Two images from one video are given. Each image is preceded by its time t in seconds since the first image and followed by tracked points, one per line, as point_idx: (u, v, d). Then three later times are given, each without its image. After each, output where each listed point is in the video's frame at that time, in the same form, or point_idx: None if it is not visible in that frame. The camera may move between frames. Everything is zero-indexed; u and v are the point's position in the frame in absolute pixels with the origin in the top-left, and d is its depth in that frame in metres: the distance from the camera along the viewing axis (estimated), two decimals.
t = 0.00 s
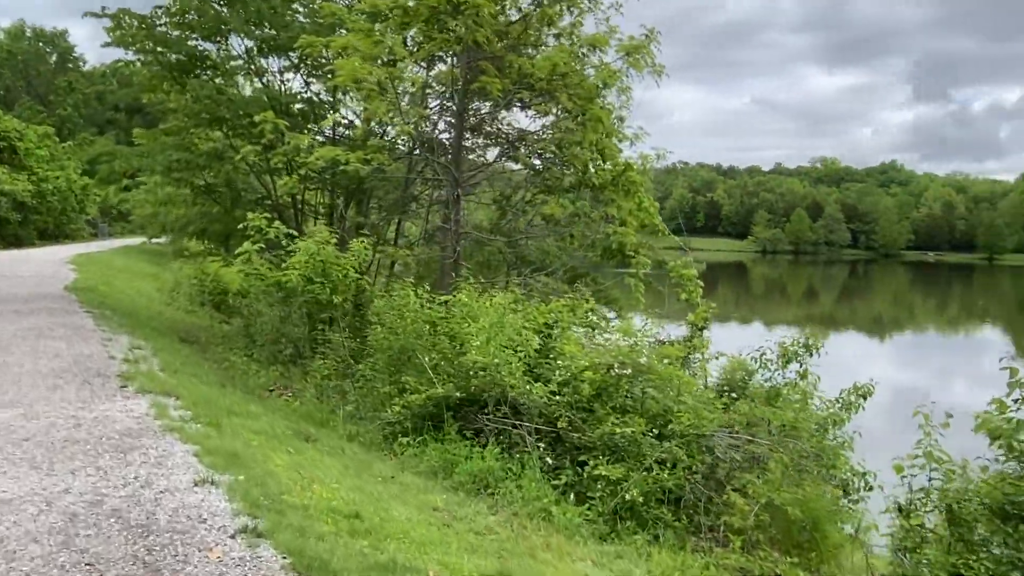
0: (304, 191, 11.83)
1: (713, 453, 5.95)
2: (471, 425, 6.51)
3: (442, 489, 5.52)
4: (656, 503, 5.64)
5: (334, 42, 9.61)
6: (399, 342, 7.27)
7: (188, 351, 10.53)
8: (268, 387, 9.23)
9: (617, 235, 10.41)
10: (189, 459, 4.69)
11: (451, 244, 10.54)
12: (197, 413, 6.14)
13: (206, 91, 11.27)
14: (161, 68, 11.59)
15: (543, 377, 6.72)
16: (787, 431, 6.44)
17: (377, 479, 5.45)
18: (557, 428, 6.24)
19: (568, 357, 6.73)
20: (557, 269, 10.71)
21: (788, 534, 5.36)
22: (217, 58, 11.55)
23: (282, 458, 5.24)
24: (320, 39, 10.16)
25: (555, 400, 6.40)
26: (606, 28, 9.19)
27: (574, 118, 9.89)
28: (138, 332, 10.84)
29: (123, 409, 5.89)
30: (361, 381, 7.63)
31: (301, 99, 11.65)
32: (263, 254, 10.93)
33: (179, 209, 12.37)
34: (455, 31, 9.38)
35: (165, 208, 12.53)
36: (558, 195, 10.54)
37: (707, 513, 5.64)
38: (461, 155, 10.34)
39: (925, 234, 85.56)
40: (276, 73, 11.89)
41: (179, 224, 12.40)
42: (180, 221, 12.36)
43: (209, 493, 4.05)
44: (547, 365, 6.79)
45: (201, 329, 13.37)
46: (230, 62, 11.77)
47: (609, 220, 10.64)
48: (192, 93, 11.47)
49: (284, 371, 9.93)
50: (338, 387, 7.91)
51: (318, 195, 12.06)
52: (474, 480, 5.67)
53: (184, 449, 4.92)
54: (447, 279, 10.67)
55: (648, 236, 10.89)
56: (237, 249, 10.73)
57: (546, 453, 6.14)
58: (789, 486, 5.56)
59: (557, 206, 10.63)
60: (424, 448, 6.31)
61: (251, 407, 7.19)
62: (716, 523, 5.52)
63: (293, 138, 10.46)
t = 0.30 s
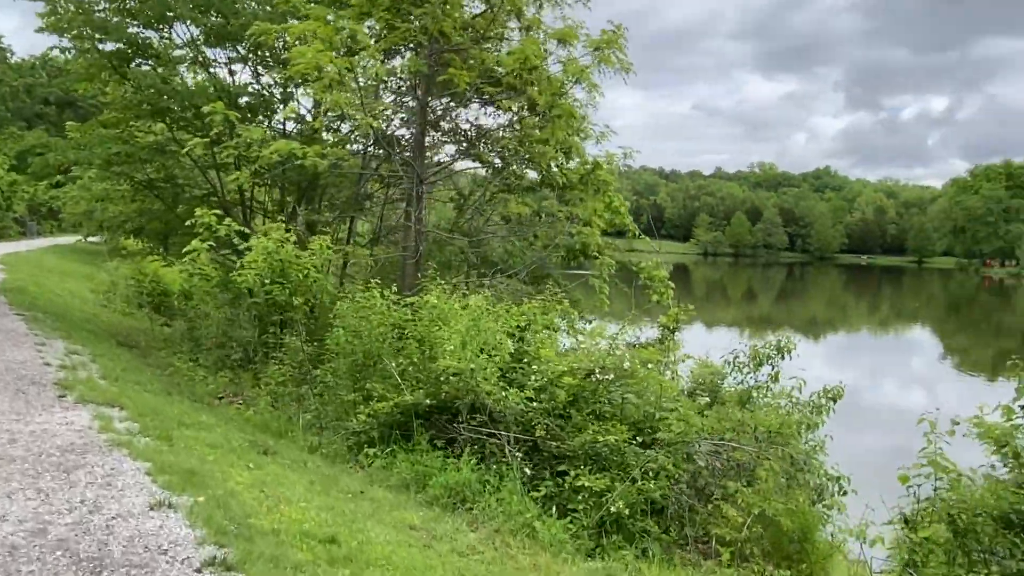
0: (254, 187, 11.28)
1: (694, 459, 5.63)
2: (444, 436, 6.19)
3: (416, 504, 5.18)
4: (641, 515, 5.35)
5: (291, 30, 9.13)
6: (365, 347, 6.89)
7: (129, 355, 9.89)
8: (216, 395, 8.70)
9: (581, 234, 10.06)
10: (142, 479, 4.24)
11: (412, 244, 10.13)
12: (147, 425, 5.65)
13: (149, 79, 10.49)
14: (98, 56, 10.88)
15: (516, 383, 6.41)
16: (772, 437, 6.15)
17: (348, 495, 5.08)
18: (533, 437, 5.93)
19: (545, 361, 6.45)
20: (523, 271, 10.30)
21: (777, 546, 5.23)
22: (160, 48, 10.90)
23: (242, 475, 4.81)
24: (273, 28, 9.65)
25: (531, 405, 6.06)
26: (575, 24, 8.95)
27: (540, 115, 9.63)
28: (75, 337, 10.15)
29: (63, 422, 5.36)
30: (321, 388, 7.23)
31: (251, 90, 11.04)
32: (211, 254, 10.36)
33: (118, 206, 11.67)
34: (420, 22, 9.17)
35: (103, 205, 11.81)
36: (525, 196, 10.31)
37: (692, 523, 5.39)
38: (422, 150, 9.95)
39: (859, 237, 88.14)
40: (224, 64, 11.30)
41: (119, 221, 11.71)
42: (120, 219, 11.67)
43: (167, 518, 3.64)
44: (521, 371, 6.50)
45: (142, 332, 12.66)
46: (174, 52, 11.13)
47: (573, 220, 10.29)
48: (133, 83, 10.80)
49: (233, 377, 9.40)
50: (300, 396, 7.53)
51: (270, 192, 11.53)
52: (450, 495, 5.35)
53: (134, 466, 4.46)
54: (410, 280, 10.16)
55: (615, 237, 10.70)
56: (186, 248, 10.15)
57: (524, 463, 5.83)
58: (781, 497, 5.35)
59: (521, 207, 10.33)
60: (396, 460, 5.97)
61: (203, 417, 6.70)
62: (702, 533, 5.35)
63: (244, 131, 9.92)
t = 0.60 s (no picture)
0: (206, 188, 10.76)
1: (683, 473, 5.28)
2: (424, 453, 5.88)
3: (397, 529, 4.84)
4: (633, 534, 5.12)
5: (250, 23, 8.67)
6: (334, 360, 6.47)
7: (72, 365, 9.28)
8: (170, 409, 8.19)
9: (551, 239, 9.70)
10: (101, 510, 3.83)
11: (376, 249, 9.76)
12: (99, 447, 5.19)
13: (94, 73, 9.85)
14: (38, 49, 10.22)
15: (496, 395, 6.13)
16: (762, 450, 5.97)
17: (325, 520, 4.72)
18: (517, 453, 5.67)
19: (526, 373, 6.19)
20: (489, 277, 10.09)
21: (774, 561, 5.44)
22: (105, 43, 10.31)
23: (209, 502, 4.42)
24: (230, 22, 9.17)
25: (514, 419, 5.79)
26: (548, 23, 8.74)
27: (510, 117, 9.35)
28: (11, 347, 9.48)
29: (6, 444, 4.88)
30: (286, 402, 6.83)
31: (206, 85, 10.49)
32: (162, 259, 9.81)
33: (59, 208, 11.00)
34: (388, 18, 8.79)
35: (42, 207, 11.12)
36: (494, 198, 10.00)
37: (686, 543, 5.16)
38: (387, 150, 9.56)
39: (801, 241, 90.17)
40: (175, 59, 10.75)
41: (59, 223, 11.04)
42: (61, 221, 11.00)
43: (135, 557, 3.27)
44: (500, 383, 6.22)
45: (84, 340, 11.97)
46: (119, 47, 10.54)
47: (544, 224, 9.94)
48: (76, 79, 10.18)
49: (187, 389, 8.88)
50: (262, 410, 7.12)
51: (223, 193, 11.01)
52: (433, 517, 5.03)
53: (91, 495, 4.03)
54: (376, 287, 9.84)
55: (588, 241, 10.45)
56: (136, 253, 9.58)
57: (508, 480, 5.56)
58: (781, 517, 5.50)
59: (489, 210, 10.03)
60: (371, 480, 5.64)
61: (158, 434, 6.24)
62: (695, 553, 5.14)
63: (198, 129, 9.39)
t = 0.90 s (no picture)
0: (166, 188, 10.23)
1: (687, 489, 5.02)
2: (414, 471, 5.58)
3: (391, 556, 4.52)
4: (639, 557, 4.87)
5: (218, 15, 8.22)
6: (314, 371, 6.12)
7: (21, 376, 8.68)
8: (131, 423, 7.68)
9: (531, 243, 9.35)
10: (70, 549, 3.43)
11: (349, 253, 9.36)
12: (59, 471, 4.73)
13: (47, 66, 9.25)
14: None
15: (488, 407, 5.84)
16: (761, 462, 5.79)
17: (314, 548, 4.38)
18: (513, 470, 5.37)
19: (518, 385, 5.91)
20: (466, 282, 9.74)
21: None
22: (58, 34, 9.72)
23: (188, 533, 4.03)
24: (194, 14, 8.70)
25: (509, 434, 5.51)
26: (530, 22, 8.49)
27: (489, 117, 9.06)
28: None
29: None
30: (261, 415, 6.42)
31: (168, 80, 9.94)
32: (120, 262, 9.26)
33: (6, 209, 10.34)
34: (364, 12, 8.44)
35: None
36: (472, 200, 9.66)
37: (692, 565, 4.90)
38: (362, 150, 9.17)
39: (755, 242, 91.41)
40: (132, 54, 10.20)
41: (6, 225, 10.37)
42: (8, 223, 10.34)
43: None
44: (490, 394, 5.93)
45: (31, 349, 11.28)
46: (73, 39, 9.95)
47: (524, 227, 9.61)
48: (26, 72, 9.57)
49: (148, 401, 8.38)
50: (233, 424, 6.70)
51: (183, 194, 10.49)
52: (429, 544, 4.72)
53: (56, 530, 3.62)
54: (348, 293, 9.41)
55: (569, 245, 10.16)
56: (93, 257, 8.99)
57: (505, 499, 5.26)
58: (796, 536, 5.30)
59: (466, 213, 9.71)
60: (358, 501, 5.30)
61: (122, 453, 5.78)
62: None
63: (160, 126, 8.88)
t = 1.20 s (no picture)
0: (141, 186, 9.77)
1: (711, 502, 4.83)
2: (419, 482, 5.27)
3: None
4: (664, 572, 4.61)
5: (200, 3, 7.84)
6: (309, 379, 5.76)
7: None
8: (108, 433, 7.25)
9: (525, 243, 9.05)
10: None
11: (337, 251, 8.97)
12: (38, 489, 4.34)
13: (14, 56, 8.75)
14: None
15: (495, 414, 5.56)
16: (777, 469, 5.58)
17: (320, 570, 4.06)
18: (525, 482, 5.10)
19: (525, 390, 5.63)
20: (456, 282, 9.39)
21: None
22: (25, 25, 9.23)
23: (186, 558, 3.69)
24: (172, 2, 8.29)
25: (519, 443, 5.23)
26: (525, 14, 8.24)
27: (482, 112, 8.78)
28: None
29: None
30: (251, 423, 6.07)
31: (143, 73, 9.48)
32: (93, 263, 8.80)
33: None
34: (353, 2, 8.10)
35: None
36: (463, 197, 9.32)
37: None
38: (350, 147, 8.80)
39: (725, 242, 92.03)
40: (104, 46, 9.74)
41: None
42: None
43: None
44: (496, 400, 5.64)
45: None
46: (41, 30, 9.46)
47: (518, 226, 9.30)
48: None
49: (125, 409, 7.94)
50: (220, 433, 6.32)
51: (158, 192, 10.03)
52: (442, 562, 4.42)
53: (40, 560, 3.26)
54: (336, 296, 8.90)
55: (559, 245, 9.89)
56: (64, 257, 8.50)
57: (519, 512, 4.98)
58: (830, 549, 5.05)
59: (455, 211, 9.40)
60: (361, 516, 4.98)
61: (103, 467, 5.38)
62: None
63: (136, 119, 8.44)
